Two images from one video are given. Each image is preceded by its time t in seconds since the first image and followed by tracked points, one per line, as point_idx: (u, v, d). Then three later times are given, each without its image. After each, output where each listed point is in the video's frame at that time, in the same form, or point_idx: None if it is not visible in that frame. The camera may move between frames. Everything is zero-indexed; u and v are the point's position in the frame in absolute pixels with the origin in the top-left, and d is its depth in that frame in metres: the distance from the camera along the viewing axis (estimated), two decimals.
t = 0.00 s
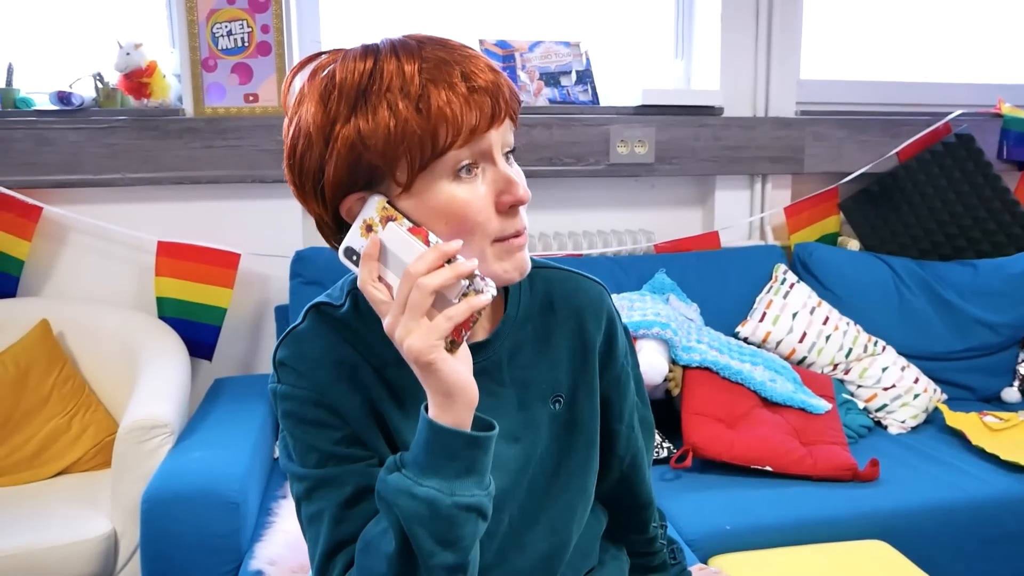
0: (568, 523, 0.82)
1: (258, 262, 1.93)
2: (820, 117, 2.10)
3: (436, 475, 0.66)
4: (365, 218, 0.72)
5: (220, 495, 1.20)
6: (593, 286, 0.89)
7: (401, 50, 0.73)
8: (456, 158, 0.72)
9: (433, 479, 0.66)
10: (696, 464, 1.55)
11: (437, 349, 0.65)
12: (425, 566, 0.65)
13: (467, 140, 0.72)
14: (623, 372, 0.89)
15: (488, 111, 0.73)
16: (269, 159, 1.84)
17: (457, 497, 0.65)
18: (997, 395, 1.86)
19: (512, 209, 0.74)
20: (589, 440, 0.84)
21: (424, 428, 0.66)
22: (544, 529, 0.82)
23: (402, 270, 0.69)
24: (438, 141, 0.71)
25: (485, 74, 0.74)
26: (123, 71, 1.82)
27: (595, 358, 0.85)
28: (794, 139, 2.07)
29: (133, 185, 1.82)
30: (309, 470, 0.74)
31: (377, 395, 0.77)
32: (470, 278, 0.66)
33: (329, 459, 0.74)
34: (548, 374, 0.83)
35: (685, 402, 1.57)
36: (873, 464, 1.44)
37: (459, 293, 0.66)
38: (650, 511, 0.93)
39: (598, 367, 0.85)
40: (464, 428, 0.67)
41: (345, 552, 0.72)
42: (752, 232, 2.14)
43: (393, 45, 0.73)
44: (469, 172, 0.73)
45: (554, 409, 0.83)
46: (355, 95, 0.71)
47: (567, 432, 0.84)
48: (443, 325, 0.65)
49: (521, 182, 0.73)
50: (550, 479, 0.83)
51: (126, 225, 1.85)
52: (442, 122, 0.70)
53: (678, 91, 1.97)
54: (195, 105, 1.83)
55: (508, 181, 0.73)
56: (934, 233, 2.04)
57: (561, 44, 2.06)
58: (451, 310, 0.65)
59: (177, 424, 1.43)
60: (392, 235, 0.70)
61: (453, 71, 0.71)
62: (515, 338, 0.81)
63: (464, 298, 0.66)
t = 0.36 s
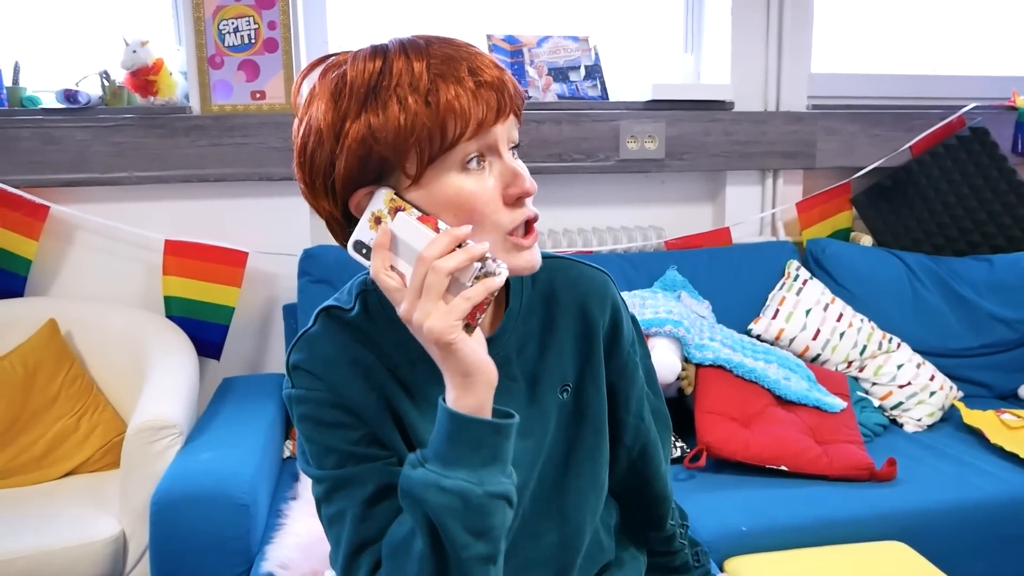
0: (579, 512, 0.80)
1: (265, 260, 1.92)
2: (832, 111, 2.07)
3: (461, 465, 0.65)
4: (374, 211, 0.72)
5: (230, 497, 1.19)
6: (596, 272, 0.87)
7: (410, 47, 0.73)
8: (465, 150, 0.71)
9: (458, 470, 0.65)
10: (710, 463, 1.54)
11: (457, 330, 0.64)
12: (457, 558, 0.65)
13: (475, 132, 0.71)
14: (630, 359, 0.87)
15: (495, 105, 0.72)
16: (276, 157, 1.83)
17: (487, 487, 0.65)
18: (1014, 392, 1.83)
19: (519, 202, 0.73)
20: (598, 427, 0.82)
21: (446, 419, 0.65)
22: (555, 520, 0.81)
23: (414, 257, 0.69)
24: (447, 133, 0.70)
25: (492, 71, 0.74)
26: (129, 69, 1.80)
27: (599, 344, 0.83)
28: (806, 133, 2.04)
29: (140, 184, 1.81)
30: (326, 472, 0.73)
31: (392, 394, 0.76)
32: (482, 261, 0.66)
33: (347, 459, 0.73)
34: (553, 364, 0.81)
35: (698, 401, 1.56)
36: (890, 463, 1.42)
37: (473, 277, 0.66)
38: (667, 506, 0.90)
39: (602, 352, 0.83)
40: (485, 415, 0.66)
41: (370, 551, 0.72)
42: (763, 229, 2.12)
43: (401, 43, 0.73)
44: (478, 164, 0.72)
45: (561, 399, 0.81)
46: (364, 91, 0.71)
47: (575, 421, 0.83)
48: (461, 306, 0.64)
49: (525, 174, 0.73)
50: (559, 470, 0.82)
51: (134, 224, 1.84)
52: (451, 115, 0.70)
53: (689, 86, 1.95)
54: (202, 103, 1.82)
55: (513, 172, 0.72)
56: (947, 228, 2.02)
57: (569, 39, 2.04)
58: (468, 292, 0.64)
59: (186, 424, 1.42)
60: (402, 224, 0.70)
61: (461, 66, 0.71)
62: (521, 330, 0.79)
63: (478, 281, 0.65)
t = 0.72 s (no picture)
0: (606, 536, 0.78)
1: (279, 264, 1.91)
2: (853, 112, 2.04)
3: (496, 469, 0.63)
4: (386, 198, 0.70)
5: (243, 504, 1.17)
6: (627, 286, 0.85)
7: (406, 35, 0.73)
8: (474, 124, 0.70)
9: (492, 474, 0.63)
10: (730, 471, 1.51)
11: (485, 301, 0.63)
12: (495, 570, 0.62)
13: (481, 105, 0.70)
14: (662, 377, 0.85)
15: (498, 78, 0.72)
16: (290, 160, 1.82)
17: (525, 490, 0.63)
18: None
19: (534, 175, 0.71)
20: (627, 448, 0.80)
21: (480, 419, 0.63)
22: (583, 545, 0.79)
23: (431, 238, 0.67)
24: (454, 107, 0.69)
25: (491, 50, 0.74)
26: (143, 72, 1.80)
27: (631, 361, 0.81)
28: (826, 134, 2.01)
29: (154, 187, 1.80)
30: (349, 476, 0.71)
31: (416, 399, 0.73)
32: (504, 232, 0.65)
33: (373, 463, 0.71)
34: (583, 380, 0.79)
35: (719, 408, 1.53)
36: (917, 474, 1.39)
37: (496, 249, 0.64)
38: (692, 526, 0.88)
39: (634, 370, 0.81)
40: (515, 406, 0.64)
41: (403, 555, 0.68)
42: (783, 231, 2.08)
43: (398, 34, 0.73)
44: (488, 140, 0.71)
45: (590, 419, 0.79)
46: (365, 79, 0.71)
47: (604, 442, 0.81)
48: (489, 275, 0.63)
49: (540, 147, 0.71)
50: (587, 492, 0.80)
51: (149, 227, 1.84)
52: (455, 88, 0.69)
53: (706, 87, 1.92)
54: (216, 105, 1.81)
55: (526, 146, 0.71)
56: (972, 230, 1.97)
57: (585, 40, 2.02)
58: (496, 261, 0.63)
59: (199, 429, 1.41)
60: (417, 205, 0.68)
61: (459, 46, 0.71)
62: (548, 345, 0.78)
63: (503, 251, 0.64)
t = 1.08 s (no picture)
0: (621, 560, 0.78)
1: (287, 264, 1.89)
2: (867, 109, 2.01)
3: (498, 504, 0.62)
4: (391, 216, 0.68)
5: (251, 510, 1.16)
6: (652, 302, 0.82)
7: (420, 33, 0.70)
8: (490, 139, 0.68)
9: (495, 509, 0.62)
10: (743, 473, 1.49)
11: (497, 338, 0.61)
12: None
13: (497, 118, 0.67)
14: (685, 396, 0.83)
15: (517, 87, 0.69)
16: (298, 160, 1.80)
17: (525, 528, 0.61)
18: None
19: (553, 196, 0.69)
20: (646, 472, 0.79)
21: (483, 452, 0.62)
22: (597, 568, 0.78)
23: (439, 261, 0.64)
24: (469, 120, 0.67)
25: (511, 54, 0.70)
26: (150, 71, 1.78)
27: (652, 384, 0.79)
28: (840, 132, 1.98)
29: (161, 187, 1.79)
30: (354, 500, 0.70)
31: (422, 419, 0.72)
32: (517, 258, 0.62)
33: (378, 487, 0.70)
34: (601, 402, 0.77)
35: (731, 410, 1.51)
36: (932, 476, 1.36)
37: (509, 278, 0.61)
38: (712, 544, 0.86)
39: (655, 392, 0.79)
40: (527, 442, 0.63)
41: None
42: (796, 230, 2.06)
43: (412, 32, 0.70)
44: (505, 156, 0.68)
45: (608, 441, 0.78)
46: (374, 83, 0.67)
47: (622, 463, 0.79)
48: (502, 310, 0.60)
49: (560, 165, 0.69)
50: (603, 516, 0.79)
51: (156, 228, 1.83)
52: (470, 100, 0.66)
53: (719, 84, 1.90)
54: (223, 105, 1.79)
55: (546, 164, 0.68)
56: (989, 229, 1.95)
57: (596, 37, 2.00)
58: (509, 294, 0.60)
59: (207, 433, 1.40)
60: (425, 225, 0.65)
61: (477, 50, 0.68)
62: (566, 363, 0.76)
63: (516, 281, 0.61)
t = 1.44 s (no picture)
0: (621, 565, 0.77)
1: (283, 263, 1.89)
2: (863, 107, 2.01)
3: (505, 511, 0.62)
4: (404, 212, 0.68)
5: (246, 510, 1.15)
6: (657, 304, 0.82)
7: (445, 27, 0.68)
8: (509, 141, 0.67)
9: (501, 515, 0.62)
10: (740, 471, 1.49)
11: (512, 346, 0.60)
12: None
13: (519, 119, 0.67)
14: (689, 400, 0.83)
15: (539, 88, 0.68)
16: (293, 158, 1.79)
17: (531, 536, 0.61)
18: None
19: (568, 201, 0.69)
20: (648, 476, 0.78)
21: (491, 459, 0.62)
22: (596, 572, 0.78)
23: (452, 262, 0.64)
24: (490, 120, 0.66)
25: (534, 53, 0.69)
26: (144, 70, 1.77)
27: (656, 387, 0.79)
28: (836, 130, 1.98)
29: (156, 187, 1.78)
30: (347, 502, 0.70)
31: (417, 421, 0.72)
32: (533, 264, 0.62)
33: (372, 490, 0.70)
34: (604, 406, 0.77)
35: (728, 408, 1.51)
36: (929, 473, 1.36)
37: (524, 284, 0.61)
38: (712, 547, 0.86)
39: (659, 395, 0.79)
40: (536, 451, 0.63)
41: None
42: (792, 228, 2.06)
43: (435, 25, 0.69)
44: (524, 160, 0.68)
45: (610, 445, 0.78)
46: (394, 76, 0.66)
47: (623, 467, 0.79)
48: (517, 318, 0.60)
49: (577, 170, 0.68)
50: (603, 520, 0.78)
51: (151, 228, 1.82)
52: (493, 98, 0.65)
53: (715, 82, 1.90)
54: (218, 104, 1.79)
55: (563, 169, 0.68)
56: (984, 227, 1.94)
57: (592, 35, 1.99)
58: (525, 301, 0.60)
59: (202, 433, 1.39)
60: (439, 225, 0.65)
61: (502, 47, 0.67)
62: (569, 365, 0.76)
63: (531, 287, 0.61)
